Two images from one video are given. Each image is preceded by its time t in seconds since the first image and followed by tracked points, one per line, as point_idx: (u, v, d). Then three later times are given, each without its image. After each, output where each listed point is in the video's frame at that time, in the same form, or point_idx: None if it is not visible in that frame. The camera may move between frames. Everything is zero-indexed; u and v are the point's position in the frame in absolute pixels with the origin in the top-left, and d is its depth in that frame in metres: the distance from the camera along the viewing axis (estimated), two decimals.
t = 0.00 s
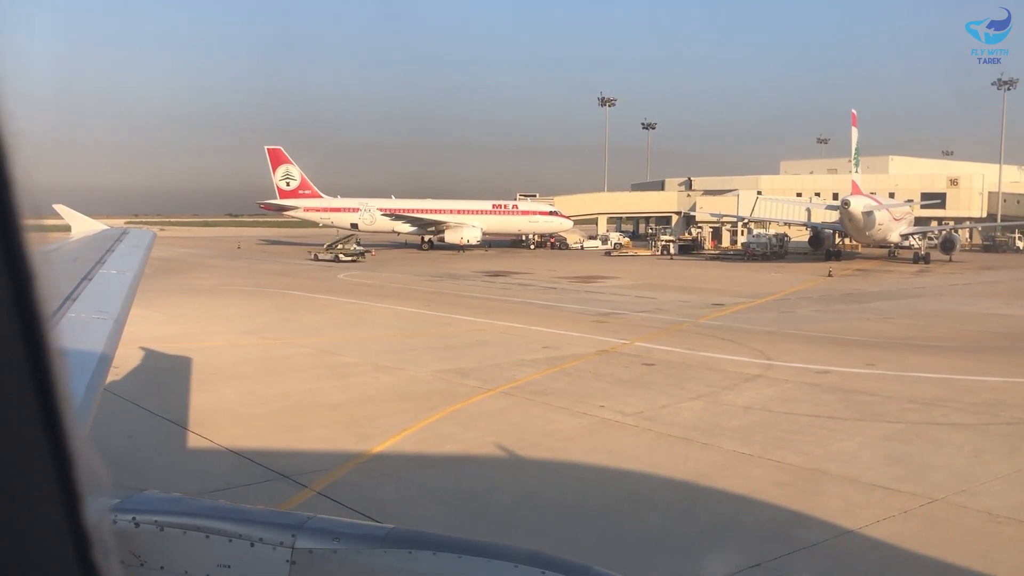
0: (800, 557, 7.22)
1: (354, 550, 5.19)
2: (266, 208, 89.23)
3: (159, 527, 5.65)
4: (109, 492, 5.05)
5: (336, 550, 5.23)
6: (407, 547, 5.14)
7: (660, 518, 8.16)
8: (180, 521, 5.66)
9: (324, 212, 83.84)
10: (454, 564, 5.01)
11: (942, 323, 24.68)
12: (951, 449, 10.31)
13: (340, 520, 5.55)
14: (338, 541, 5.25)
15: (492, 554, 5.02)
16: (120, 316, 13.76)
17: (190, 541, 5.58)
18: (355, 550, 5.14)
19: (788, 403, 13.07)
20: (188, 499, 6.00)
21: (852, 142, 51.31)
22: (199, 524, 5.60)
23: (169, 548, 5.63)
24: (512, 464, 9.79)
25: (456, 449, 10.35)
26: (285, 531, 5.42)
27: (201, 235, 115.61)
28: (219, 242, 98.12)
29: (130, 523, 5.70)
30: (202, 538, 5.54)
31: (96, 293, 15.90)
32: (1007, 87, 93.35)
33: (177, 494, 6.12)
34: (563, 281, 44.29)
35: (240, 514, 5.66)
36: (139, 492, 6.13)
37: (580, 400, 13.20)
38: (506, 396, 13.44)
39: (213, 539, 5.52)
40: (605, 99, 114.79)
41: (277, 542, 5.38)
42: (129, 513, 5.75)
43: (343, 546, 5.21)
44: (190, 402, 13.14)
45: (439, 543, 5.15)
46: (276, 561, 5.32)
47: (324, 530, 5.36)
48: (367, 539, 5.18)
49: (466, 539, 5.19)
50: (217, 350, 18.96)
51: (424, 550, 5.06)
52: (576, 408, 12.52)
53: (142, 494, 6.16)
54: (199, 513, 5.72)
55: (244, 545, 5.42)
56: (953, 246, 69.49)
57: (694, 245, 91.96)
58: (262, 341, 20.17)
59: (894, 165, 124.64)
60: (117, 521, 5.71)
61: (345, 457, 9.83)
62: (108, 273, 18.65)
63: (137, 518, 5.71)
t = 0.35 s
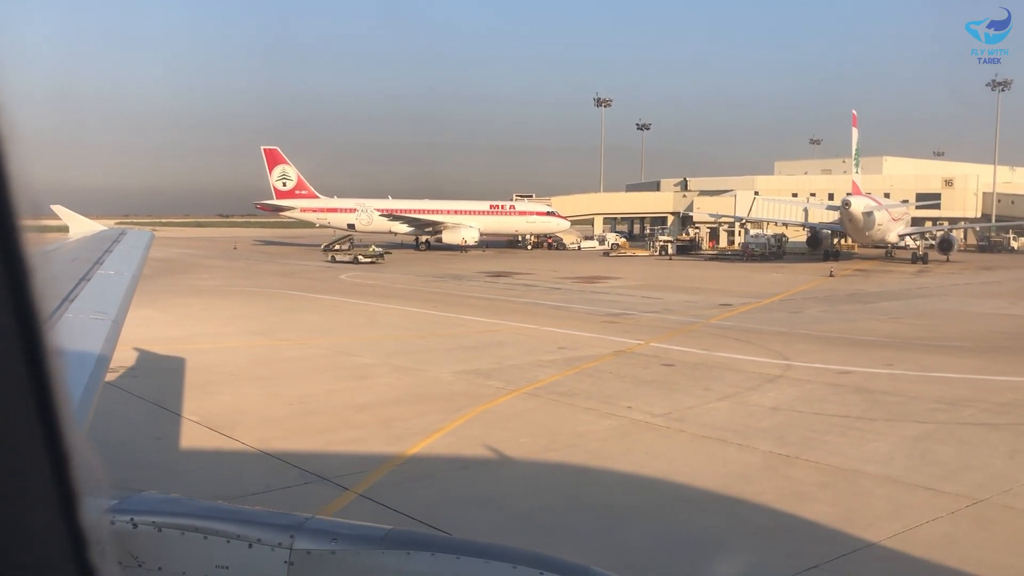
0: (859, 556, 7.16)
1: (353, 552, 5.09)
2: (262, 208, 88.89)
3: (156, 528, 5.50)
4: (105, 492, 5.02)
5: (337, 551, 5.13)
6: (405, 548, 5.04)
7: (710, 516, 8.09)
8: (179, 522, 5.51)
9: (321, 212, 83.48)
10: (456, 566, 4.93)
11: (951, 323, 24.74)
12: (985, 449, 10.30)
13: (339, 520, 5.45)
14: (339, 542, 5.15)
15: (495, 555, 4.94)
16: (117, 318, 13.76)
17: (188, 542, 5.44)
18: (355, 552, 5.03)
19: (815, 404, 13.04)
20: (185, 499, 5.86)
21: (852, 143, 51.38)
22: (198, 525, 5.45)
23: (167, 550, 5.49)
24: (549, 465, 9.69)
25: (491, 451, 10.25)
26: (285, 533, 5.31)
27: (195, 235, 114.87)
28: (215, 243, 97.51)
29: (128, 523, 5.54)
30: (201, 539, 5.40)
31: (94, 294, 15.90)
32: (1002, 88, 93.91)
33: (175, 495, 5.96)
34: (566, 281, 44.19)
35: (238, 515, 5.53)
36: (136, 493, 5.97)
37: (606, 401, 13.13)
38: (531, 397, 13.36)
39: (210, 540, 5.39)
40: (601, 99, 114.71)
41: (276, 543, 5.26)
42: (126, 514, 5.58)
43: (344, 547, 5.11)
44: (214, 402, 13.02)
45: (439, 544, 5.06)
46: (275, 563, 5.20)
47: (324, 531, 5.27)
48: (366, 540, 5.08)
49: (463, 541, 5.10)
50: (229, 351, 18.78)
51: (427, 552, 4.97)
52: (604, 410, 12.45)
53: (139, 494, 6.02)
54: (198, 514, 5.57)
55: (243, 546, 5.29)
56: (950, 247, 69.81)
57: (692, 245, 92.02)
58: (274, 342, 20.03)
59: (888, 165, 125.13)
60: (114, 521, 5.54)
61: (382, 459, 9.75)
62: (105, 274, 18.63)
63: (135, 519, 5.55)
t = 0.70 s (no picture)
0: (916, 552, 7.16)
1: (352, 553, 5.08)
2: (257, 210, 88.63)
3: (156, 530, 5.45)
4: (98, 494, 4.99)
5: (335, 552, 5.13)
6: (404, 548, 5.03)
7: (759, 512, 8.08)
8: (178, 524, 5.47)
9: (316, 214, 83.18)
10: (453, 566, 4.91)
11: (959, 321, 24.85)
12: (1017, 447, 10.32)
13: (340, 523, 5.45)
14: (337, 543, 5.15)
15: (493, 555, 4.92)
16: (114, 319, 13.77)
17: (187, 544, 5.40)
18: (353, 552, 5.03)
19: (840, 403, 13.06)
20: (185, 502, 5.83)
21: (852, 143, 51.49)
22: (197, 527, 5.42)
23: (166, 552, 5.44)
24: (586, 466, 9.65)
25: (526, 452, 10.22)
26: (284, 534, 5.30)
27: (187, 237, 114.10)
28: (208, 245, 96.98)
29: (127, 525, 5.50)
30: (200, 541, 5.37)
31: (91, 296, 15.95)
32: (995, 88, 94.44)
33: (174, 498, 5.93)
34: (568, 282, 44.12)
35: (238, 518, 5.51)
36: (136, 496, 5.94)
37: (632, 402, 13.11)
38: (557, 398, 13.33)
39: (211, 542, 5.35)
40: (595, 100, 114.72)
41: (276, 545, 5.25)
42: (126, 516, 5.55)
43: (342, 549, 5.11)
44: (239, 405, 12.95)
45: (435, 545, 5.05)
46: (274, 564, 5.19)
47: (323, 533, 5.27)
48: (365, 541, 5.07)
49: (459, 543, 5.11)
50: (241, 354, 18.67)
51: (424, 552, 4.95)
52: (632, 411, 12.44)
53: (139, 496, 5.99)
54: (198, 516, 5.54)
55: (242, 548, 5.27)
56: (947, 246, 70.06)
57: (689, 245, 92.09)
58: (287, 345, 19.95)
59: (882, 165, 125.50)
60: (114, 524, 5.50)
61: (418, 462, 9.71)
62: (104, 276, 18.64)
63: (135, 521, 5.51)
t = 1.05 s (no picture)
0: (975, 551, 7.14)
1: (360, 557, 4.85)
2: (255, 215, 88.41)
3: (159, 537, 5.23)
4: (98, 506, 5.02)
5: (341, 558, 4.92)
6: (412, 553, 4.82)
7: (811, 513, 8.04)
8: (182, 530, 5.24)
9: (313, 219, 83.02)
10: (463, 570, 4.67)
11: (969, 320, 24.94)
12: None
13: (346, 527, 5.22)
14: (343, 548, 4.95)
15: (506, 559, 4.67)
16: (116, 327, 13.90)
17: (191, 550, 5.18)
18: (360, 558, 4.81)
19: (868, 403, 13.07)
20: (188, 507, 5.59)
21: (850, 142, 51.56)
22: (202, 533, 5.19)
23: (169, 559, 5.21)
24: (628, 469, 9.62)
25: (564, 456, 10.18)
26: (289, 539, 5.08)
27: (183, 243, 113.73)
28: (205, 251, 96.66)
29: (130, 533, 5.26)
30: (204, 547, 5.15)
31: (91, 305, 16.11)
32: (988, 87, 94.99)
33: (176, 503, 5.69)
34: (572, 285, 44.09)
35: (244, 523, 5.28)
36: (138, 501, 5.70)
37: (661, 405, 13.10)
38: (585, 402, 13.30)
39: (215, 549, 5.12)
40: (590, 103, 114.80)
41: (281, 550, 5.03)
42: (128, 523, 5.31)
43: (350, 554, 4.89)
44: (266, 411, 12.91)
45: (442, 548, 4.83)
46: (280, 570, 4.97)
47: (328, 537, 5.04)
48: (371, 545, 4.85)
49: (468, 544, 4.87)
50: (258, 360, 18.61)
51: (435, 557, 4.72)
52: (663, 413, 12.42)
53: (140, 501, 5.75)
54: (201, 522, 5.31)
55: (247, 554, 5.07)
56: (945, 245, 70.30)
57: (687, 247, 92.23)
58: (302, 351, 19.90)
59: (876, 165, 125.89)
60: (116, 531, 5.27)
61: (458, 468, 9.66)
62: (105, 284, 18.78)
63: (138, 528, 5.26)
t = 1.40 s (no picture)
0: None
1: (365, 566, 4.76)
2: (255, 223, 88.29)
3: (165, 545, 5.16)
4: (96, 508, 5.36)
5: (342, 566, 4.81)
6: (414, 561, 4.71)
7: (858, 514, 8.03)
8: (186, 539, 5.17)
9: (313, 226, 82.86)
10: None
11: (981, 321, 24.95)
12: None
13: (352, 535, 5.11)
14: (345, 555, 4.84)
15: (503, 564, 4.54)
16: (122, 337, 13.98)
17: (197, 559, 5.10)
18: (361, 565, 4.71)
19: (896, 404, 13.07)
20: (197, 517, 5.51)
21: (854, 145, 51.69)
22: (206, 541, 5.11)
23: (176, 568, 5.13)
24: (669, 473, 9.62)
25: (604, 460, 10.17)
26: (293, 547, 4.98)
27: (182, 252, 113.26)
28: (204, 260, 96.47)
29: (136, 541, 5.20)
30: (209, 556, 5.06)
31: (96, 313, 16.29)
32: (985, 89, 95.37)
33: (185, 512, 5.63)
34: (578, 290, 44.06)
35: (250, 531, 5.19)
36: (147, 511, 5.65)
37: (691, 409, 13.07)
38: (614, 407, 13.29)
39: (220, 557, 5.03)
40: (588, 108, 114.88)
41: (285, 558, 4.93)
42: (135, 532, 5.25)
43: (351, 561, 4.78)
44: (296, 419, 12.86)
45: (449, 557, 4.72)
46: None
47: (331, 545, 4.94)
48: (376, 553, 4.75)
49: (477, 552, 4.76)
50: (275, 367, 18.53)
51: (434, 563, 4.60)
52: (695, 418, 12.41)
53: (150, 512, 5.69)
54: (208, 530, 5.23)
55: (251, 563, 4.97)
56: (946, 246, 70.40)
57: (687, 251, 92.24)
58: (320, 358, 19.83)
59: (874, 167, 126.06)
60: (123, 539, 5.22)
61: (500, 475, 9.64)
62: (111, 292, 18.87)
63: (144, 537, 5.21)
